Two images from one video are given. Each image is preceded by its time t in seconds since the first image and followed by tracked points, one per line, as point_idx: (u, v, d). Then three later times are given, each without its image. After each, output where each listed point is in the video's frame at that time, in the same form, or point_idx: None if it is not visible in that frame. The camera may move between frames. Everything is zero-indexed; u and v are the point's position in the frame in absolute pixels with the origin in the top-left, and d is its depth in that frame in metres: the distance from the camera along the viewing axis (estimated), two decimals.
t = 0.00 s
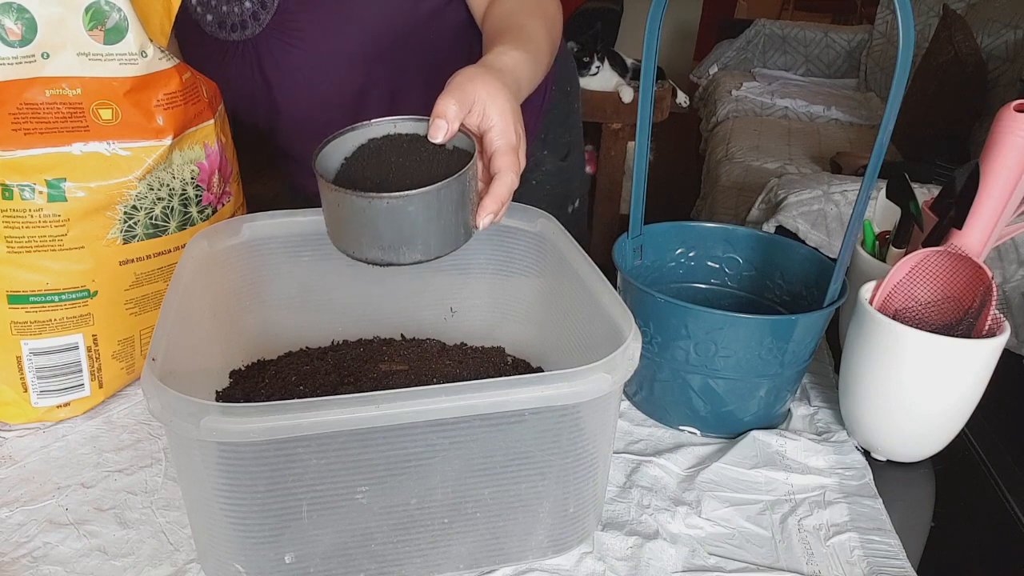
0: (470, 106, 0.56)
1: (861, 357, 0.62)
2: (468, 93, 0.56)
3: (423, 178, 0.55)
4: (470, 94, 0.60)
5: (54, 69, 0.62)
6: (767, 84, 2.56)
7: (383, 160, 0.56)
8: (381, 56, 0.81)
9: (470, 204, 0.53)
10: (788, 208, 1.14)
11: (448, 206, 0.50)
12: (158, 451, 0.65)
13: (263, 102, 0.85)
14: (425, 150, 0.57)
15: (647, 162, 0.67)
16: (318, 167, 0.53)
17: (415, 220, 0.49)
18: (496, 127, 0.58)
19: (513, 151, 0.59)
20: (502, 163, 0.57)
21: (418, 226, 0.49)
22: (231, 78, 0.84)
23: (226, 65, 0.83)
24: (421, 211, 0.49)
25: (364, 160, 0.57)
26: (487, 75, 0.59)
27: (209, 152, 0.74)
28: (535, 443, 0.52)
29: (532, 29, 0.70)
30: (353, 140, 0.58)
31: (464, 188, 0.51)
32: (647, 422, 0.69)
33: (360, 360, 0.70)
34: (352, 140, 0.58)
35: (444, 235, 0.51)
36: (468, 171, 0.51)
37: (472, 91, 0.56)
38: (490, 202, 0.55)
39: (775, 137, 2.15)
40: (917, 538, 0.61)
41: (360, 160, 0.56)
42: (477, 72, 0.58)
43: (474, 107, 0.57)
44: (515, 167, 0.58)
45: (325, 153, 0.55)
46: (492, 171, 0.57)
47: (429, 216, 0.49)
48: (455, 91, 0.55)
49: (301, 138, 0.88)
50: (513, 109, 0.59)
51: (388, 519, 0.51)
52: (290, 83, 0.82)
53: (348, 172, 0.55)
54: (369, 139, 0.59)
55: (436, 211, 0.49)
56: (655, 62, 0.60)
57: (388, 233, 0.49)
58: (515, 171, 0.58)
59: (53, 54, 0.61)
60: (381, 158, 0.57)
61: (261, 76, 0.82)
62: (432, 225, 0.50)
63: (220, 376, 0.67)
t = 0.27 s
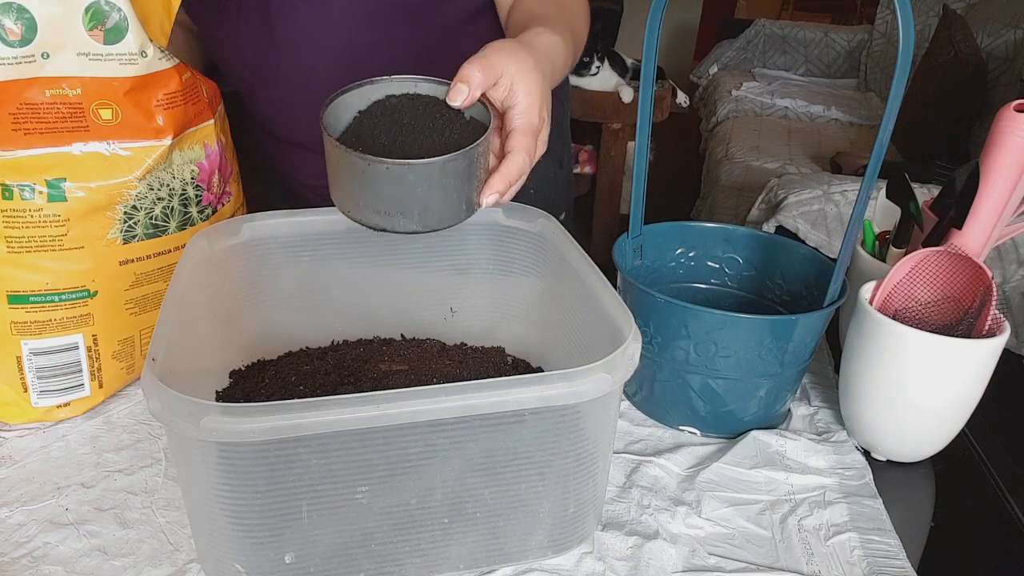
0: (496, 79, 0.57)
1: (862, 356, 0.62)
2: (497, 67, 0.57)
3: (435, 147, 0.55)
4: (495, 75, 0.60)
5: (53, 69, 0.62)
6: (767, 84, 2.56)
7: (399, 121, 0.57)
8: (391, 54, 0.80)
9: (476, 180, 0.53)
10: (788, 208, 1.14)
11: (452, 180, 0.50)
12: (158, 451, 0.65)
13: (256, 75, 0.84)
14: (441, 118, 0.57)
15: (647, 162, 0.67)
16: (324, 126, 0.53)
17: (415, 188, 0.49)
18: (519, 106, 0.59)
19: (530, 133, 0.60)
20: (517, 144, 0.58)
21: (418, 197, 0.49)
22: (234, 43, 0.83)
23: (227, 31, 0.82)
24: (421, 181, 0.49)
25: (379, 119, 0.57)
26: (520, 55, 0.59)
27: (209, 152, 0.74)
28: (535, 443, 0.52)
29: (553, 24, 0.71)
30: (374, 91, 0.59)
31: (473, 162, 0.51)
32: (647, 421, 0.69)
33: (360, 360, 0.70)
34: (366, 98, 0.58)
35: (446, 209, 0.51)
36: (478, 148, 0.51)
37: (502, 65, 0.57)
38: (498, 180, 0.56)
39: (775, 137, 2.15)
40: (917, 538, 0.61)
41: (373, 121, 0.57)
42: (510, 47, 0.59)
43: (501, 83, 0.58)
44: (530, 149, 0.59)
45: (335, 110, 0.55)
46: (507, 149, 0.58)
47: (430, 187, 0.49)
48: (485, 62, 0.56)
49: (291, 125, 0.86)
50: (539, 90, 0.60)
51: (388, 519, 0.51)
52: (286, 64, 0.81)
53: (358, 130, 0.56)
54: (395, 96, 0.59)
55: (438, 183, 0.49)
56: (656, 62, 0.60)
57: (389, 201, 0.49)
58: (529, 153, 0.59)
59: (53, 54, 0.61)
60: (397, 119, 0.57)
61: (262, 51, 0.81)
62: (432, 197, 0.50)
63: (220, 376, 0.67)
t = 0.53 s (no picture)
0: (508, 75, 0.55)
1: (861, 355, 0.62)
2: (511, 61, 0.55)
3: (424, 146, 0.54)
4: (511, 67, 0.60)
5: (54, 69, 0.62)
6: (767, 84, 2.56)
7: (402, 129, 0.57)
8: (408, 28, 0.84)
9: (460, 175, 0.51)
10: (788, 208, 1.14)
11: (424, 179, 0.49)
12: (158, 451, 0.65)
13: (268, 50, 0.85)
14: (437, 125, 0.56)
15: (647, 162, 0.67)
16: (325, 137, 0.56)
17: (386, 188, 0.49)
18: (532, 103, 0.56)
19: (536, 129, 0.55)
20: (511, 130, 0.54)
21: (392, 195, 0.50)
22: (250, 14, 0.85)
23: (246, 0, 0.84)
24: (388, 178, 0.49)
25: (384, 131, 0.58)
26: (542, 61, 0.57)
27: (209, 152, 0.74)
28: (535, 442, 0.52)
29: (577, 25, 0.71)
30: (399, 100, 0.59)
31: (443, 165, 0.49)
32: (647, 421, 0.69)
33: (360, 360, 0.70)
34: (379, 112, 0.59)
35: (421, 209, 0.51)
36: (450, 143, 0.49)
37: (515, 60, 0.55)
38: (486, 167, 0.51)
39: (775, 137, 2.15)
40: (917, 538, 0.61)
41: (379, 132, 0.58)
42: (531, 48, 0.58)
43: (513, 82, 0.56)
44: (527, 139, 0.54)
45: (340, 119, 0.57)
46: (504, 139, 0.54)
47: (400, 186, 0.49)
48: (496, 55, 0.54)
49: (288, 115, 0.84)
50: (556, 88, 0.57)
51: (388, 519, 0.51)
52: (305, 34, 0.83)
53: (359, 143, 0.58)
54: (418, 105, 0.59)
55: (408, 180, 0.49)
56: (656, 62, 0.60)
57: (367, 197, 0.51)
58: (525, 143, 0.54)
59: (53, 54, 0.61)
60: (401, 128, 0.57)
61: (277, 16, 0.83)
62: (405, 193, 0.50)
63: (220, 376, 0.67)
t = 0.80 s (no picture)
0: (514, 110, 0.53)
1: (861, 355, 0.62)
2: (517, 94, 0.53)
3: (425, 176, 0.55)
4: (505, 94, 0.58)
5: (54, 69, 0.62)
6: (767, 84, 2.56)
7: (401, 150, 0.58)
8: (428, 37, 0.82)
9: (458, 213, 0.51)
10: (788, 208, 1.14)
11: (424, 218, 0.50)
12: (158, 451, 0.65)
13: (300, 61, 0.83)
14: (439, 154, 0.57)
15: (647, 162, 0.67)
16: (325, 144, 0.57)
17: (386, 224, 0.50)
18: (533, 139, 0.54)
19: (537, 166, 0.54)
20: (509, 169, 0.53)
21: (388, 226, 0.50)
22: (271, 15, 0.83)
23: None
24: (388, 211, 0.49)
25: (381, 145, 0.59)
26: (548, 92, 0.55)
27: (209, 152, 0.74)
28: (535, 442, 0.52)
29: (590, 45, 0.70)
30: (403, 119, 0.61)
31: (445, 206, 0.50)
32: (647, 422, 0.69)
33: (360, 360, 0.70)
34: (378, 126, 0.60)
35: (416, 242, 0.51)
36: (451, 185, 0.49)
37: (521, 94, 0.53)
38: (485, 206, 0.51)
39: (775, 137, 2.15)
40: (917, 538, 0.61)
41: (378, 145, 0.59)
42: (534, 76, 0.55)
43: (517, 117, 0.53)
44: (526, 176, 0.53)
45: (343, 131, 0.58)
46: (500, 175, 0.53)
47: (398, 222, 0.50)
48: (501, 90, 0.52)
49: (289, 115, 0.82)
50: (558, 121, 0.55)
51: (388, 519, 0.51)
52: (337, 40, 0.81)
53: (357, 152, 0.58)
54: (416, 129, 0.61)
55: (408, 214, 0.49)
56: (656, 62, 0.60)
57: (364, 224, 0.51)
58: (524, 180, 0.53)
59: (53, 54, 0.61)
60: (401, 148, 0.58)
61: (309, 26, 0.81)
62: (402, 227, 0.50)
63: (220, 376, 0.67)
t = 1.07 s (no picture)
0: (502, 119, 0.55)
1: (861, 356, 0.62)
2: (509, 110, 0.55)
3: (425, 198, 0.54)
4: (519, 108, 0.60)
5: (54, 69, 0.62)
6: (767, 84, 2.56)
7: (392, 169, 0.57)
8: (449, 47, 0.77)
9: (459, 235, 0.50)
10: (788, 208, 1.14)
11: (431, 242, 0.49)
12: (159, 451, 0.65)
13: (316, 63, 0.78)
14: (434, 170, 0.56)
15: (647, 162, 0.67)
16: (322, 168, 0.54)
17: (390, 247, 0.48)
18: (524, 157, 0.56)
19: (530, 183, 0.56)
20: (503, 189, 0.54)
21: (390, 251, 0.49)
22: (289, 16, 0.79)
23: None
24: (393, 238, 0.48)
25: (370, 162, 0.57)
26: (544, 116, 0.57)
27: (209, 152, 0.74)
28: (535, 442, 0.52)
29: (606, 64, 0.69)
30: (382, 133, 0.58)
31: (448, 225, 0.49)
32: (647, 422, 0.69)
33: (360, 360, 0.70)
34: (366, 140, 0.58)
35: (420, 264, 0.50)
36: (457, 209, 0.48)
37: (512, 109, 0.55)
38: (483, 225, 0.51)
39: (775, 137, 2.15)
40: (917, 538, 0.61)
41: (369, 162, 0.57)
42: (542, 95, 0.58)
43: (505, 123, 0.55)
44: (520, 194, 0.55)
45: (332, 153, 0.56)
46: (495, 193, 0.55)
47: (404, 246, 0.48)
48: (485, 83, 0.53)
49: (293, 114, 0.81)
50: (549, 143, 0.57)
51: (388, 519, 0.51)
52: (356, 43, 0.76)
53: (349, 168, 0.56)
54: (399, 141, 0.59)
55: (413, 240, 0.48)
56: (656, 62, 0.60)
57: (365, 248, 0.49)
58: (518, 199, 0.55)
59: (53, 54, 0.61)
60: (391, 166, 0.57)
61: (327, 30, 0.77)
62: (406, 252, 0.49)
63: (220, 376, 0.67)
